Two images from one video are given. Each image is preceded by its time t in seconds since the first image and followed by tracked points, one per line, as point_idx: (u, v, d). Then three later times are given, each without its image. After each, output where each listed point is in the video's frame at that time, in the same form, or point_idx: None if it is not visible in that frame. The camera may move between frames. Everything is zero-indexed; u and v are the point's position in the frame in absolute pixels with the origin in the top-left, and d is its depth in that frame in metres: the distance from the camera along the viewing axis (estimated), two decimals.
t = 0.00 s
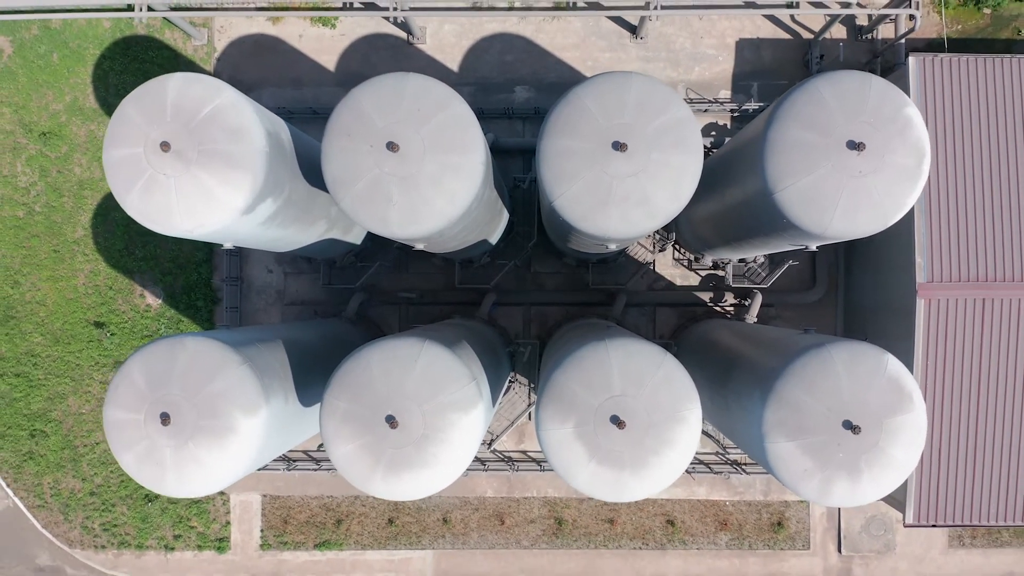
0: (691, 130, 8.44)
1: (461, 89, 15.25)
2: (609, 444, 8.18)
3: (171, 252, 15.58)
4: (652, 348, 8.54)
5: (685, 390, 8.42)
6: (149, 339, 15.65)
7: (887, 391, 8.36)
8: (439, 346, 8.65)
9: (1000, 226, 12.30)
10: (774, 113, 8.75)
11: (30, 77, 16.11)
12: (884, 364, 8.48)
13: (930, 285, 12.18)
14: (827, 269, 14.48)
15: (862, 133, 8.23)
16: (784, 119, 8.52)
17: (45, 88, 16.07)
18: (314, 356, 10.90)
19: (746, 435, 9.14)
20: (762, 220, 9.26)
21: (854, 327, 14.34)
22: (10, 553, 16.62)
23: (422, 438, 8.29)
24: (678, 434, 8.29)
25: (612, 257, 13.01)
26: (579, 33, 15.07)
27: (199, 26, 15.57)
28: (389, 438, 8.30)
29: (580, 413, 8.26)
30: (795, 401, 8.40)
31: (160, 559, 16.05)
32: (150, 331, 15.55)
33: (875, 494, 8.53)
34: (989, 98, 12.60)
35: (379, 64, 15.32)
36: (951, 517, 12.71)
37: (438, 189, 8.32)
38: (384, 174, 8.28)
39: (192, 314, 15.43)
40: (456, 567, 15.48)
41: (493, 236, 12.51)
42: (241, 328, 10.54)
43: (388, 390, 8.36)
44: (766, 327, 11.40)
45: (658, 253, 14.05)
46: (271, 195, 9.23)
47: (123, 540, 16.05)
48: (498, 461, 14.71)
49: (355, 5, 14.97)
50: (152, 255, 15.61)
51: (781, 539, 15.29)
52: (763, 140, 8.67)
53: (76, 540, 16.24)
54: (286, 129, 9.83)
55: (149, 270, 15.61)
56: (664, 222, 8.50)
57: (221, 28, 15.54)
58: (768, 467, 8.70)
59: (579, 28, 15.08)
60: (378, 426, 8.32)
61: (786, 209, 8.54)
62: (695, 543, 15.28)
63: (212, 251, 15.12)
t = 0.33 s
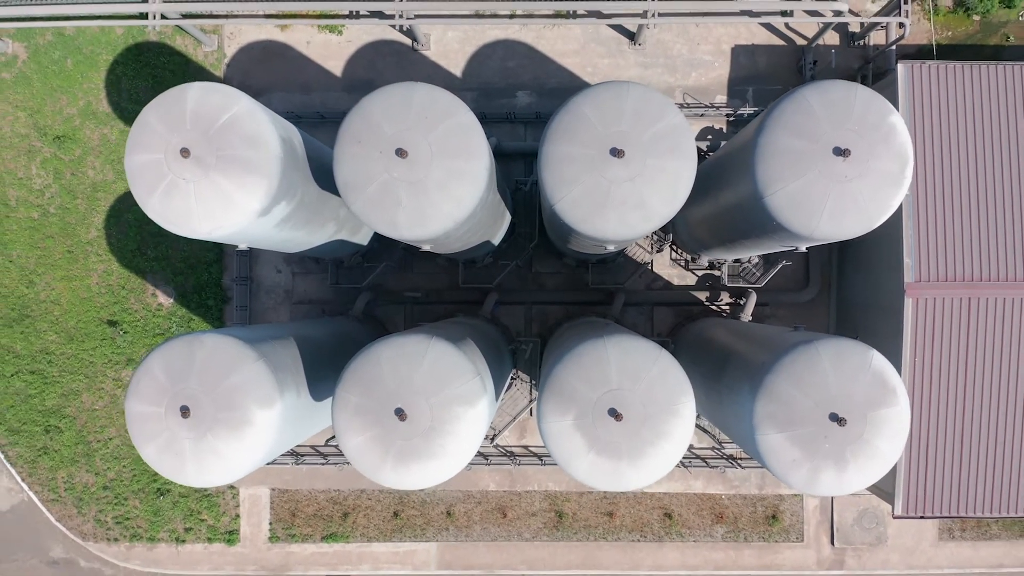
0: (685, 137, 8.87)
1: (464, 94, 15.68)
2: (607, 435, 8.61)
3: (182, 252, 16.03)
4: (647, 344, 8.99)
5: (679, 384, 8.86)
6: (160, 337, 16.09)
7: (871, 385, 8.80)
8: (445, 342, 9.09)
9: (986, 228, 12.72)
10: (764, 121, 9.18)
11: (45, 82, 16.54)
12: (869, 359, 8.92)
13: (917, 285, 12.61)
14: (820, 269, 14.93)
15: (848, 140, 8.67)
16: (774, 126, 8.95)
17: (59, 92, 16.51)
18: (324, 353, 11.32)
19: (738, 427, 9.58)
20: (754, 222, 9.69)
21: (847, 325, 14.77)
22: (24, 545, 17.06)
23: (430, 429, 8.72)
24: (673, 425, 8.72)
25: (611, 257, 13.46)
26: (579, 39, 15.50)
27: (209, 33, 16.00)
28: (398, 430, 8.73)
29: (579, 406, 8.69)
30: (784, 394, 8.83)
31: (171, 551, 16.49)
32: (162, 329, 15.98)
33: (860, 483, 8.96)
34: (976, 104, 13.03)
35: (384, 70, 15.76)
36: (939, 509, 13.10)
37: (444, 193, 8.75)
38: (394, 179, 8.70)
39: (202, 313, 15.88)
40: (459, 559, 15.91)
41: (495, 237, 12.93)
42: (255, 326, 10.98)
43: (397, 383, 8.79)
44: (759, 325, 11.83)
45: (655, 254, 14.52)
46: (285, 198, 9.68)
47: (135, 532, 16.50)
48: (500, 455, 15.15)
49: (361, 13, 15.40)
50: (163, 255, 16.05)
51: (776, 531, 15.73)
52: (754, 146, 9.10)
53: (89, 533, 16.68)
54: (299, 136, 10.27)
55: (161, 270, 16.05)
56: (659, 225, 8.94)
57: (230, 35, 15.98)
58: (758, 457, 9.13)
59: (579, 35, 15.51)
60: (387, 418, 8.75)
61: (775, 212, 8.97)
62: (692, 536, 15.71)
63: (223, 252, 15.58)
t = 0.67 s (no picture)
0: (680, 144, 9.31)
1: (467, 99, 16.11)
2: (605, 428, 9.06)
3: (192, 253, 16.47)
4: (643, 341, 9.43)
5: (674, 379, 9.30)
6: (171, 336, 16.54)
7: (856, 380, 9.24)
8: (451, 339, 9.54)
9: (972, 229, 13.16)
10: (755, 128, 9.63)
11: (58, 87, 16.98)
12: (855, 356, 9.37)
13: (906, 284, 13.05)
14: (813, 268, 15.43)
15: (834, 147, 9.11)
16: (764, 133, 9.40)
17: (72, 97, 16.95)
18: (333, 350, 11.77)
19: (730, 420, 10.02)
20: (746, 224, 10.12)
21: (839, 324, 15.21)
22: (38, 538, 17.50)
23: (437, 422, 9.16)
24: (668, 419, 9.17)
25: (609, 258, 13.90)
26: (578, 46, 15.94)
27: (218, 40, 16.44)
28: (407, 423, 9.17)
29: (579, 400, 9.14)
30: (774, 389, 9.26)
31: (181, 544, 16.93)
32: (173, 328, 16.43)
33: (846, 474, 9.40)
34: (963, 110, 13.46)
35: (389, 76, 16.19)
36: (926, 501, 13.55)
37: (450, 197, 9.19)
38: (402, 183, 9.14)
39: (212, 312, 16.34)
40: (462, 551, 16.35)
41: (498, 238, 13.36)
42: (267, 324, 11.44)
43: (405, 378, 9.24)
44: (752, 323, 12.27)
45: (653, 254, 14.95)
46: (298, 202, 10.13)
47: (147, 526, 16.94)
48: (501, 450, 15.61)
49: (367, 20, 15.84)
50: (174, 256, 16.50)
51: (770, 524, 16.17)
52: (745, 152, 9.55)
53: (102, 526, 17.13)
54: (310, 142, 10.71)
55: (172, 270, 16.50)
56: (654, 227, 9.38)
57: (240, 42, 16.44)
58: (749, 448, 9.56)
59: (579, 42, 15.94)
60: (396, 412, 9.19)
61: (766, 216, 9.40)
62: (688, 528, 16.16)
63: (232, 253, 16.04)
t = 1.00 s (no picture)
0: (674, 150, 9.81)
1: (470, 103, 16.60)
2: (603, 419, 9.55)
3: (203, 253, 16.98)
4: (638, 337, 9.95)
5: (667, 373, 9.79)
6: (183, 334, 17.05)
7: (841, 373, 9.76)
8: (455, 335, 10.05)
9: (955, 231, 13.66)
10: (744, 135, 10.13)
11: (72, 92, 17.48)
12: (839, 350, 9.89)
13: (893, 283, 13.55)
14: (805, 268, 16.05)
15: (819, 153, 9.62)
16: (753, 140, 9.90)
17: (86, 102, 17.44)
18: (342, 346, 12.28)
19: (722, 412, 10.51)
20: (737, 226, 10.62)
21: (829, 322, 15.72)
22: (52, 530, 18.01)
23: (443, 413, 9.65)
24: (662, 410, 9.66)
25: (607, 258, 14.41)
26: (578, 52, 16.45)
27: (228, 46, 16.94)
28: (414, 414, 9.65)
29: (577, 392, 9.64)
30: (763, 382, 9.77)
31: (192, 535, 17.43)
32: (185, 326, 16.95)
33: (831, 462, 9.90)
34: (948, 115, 13.97)
35: (394, 81, 16.69)
36: (913, 493, 14.05)
37: (456, 200, 9.68)
38: (410, 187, 9.64)
39: (223, 310, 16.85)
40: (465, 542, 16.87)
41: (500, 239, 13.85)
42: (280, 322, 11.95)
43: (413, 372, 9.76)
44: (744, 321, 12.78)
45: (650, 254, 15.47)
46: (310, 204, 10.63)
47: (159, 518, 17.43)
48: (503, 444, 16.13)
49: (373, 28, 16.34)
50: (186, 256, 17.00)
51: (763, 516, 16.68)
52: (735, 158, 10.06)
53: (115, 518, 17.64)
54: (321, 147, 11.22)
55: (184, 269, 17.01)
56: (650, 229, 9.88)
57: (249, 48, 16.94)
58: (739, 439, 10.06)
59: (578, 48, 16.45)
60: (403, 404, 9.69)
61: (755, 218, 9.90)
62: (684, 520, 16.66)
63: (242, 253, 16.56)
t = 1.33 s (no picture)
0: (668, 156, 10.31)
1: (472, 108, 17.09)
2: (600, 412, 10.03)
3: (213, 254, 17.47)
4: (634, 335, 10.44)
5: (661, 369, 10.28)
6: (193, 332, 17.55)
7: (827, 369, 10.26)
8: (459, 333, 10.55)
9: (941, 232, 14.14)
10: (736, 141, 10.62)
11: (85, 97, 17.96)
12: (825, 347, 10.39)
13: (880, 283, 14.03)
14: (798, 268, 16.62)
15: (807, 159, 10.10)
16: (744, 147, 10.39)
17: (98, 106, 17.93)
18: (350, 343, 12.76)
19: (714, 406, 11.00)
20: (728, 228, 11.10)
21: (821, 321, 16.21)
22: (65, 523, 18.48)
23: (448, 407, 10.14)
24: (657, 404, 10.15)
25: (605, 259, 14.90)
26: (577, 59, 16.93)
27: (237, 52, 17.43)
28: (421, 408, 10.13)
29: (576, 387, 10.13)
30: (752, 377, 10.25)
31: (202, 528, 17.91)
32: (195, 325, 17.45)
33: (818, 454, 10.38)
34: (934, 121, 14.45)
35: (398, 87, 17.17)
36: (900, 485, 14.54)
37: (461, 204, 10.16)
38: (417, 191, 10.12)
39: (232, 309, 17.34)
40: (467, 535, 17.36)
41: (501, 240, 14.32)
42: (291, 320, 12.45)
43: (419, 368, 10.24)
44: (737, 319, 13.27)
45: (647, 255, 15.96)
46: (320, 207, 11.11)
47: (169, 511, 17.91)
48: (504, 439, 16.63)
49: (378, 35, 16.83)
50: (196, 257, 17.49)
51: (757, 509, 17.16)
52: (727, 163, 10.54)
53: (127, 511, 18.12)
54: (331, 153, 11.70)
55: (194, 269, 17.50)
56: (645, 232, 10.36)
57: (258, 55, 17.43)
58: (730, 431, 10.55)
59: (577, 55, 16.93)
60: (411, 399, 10.17)
61: (746, 221, 10.39)
62: (680, 513, 17.15)
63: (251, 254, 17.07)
